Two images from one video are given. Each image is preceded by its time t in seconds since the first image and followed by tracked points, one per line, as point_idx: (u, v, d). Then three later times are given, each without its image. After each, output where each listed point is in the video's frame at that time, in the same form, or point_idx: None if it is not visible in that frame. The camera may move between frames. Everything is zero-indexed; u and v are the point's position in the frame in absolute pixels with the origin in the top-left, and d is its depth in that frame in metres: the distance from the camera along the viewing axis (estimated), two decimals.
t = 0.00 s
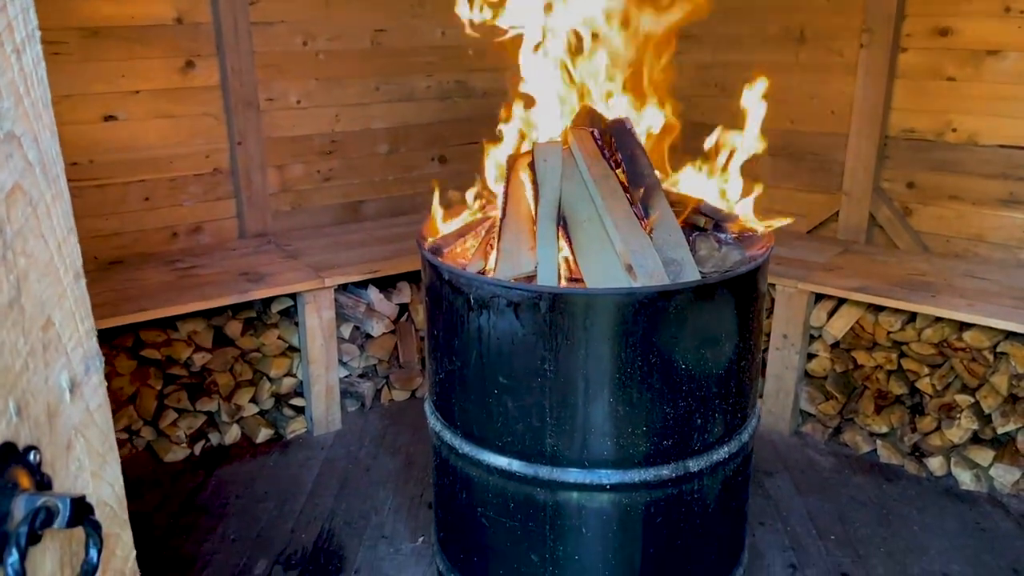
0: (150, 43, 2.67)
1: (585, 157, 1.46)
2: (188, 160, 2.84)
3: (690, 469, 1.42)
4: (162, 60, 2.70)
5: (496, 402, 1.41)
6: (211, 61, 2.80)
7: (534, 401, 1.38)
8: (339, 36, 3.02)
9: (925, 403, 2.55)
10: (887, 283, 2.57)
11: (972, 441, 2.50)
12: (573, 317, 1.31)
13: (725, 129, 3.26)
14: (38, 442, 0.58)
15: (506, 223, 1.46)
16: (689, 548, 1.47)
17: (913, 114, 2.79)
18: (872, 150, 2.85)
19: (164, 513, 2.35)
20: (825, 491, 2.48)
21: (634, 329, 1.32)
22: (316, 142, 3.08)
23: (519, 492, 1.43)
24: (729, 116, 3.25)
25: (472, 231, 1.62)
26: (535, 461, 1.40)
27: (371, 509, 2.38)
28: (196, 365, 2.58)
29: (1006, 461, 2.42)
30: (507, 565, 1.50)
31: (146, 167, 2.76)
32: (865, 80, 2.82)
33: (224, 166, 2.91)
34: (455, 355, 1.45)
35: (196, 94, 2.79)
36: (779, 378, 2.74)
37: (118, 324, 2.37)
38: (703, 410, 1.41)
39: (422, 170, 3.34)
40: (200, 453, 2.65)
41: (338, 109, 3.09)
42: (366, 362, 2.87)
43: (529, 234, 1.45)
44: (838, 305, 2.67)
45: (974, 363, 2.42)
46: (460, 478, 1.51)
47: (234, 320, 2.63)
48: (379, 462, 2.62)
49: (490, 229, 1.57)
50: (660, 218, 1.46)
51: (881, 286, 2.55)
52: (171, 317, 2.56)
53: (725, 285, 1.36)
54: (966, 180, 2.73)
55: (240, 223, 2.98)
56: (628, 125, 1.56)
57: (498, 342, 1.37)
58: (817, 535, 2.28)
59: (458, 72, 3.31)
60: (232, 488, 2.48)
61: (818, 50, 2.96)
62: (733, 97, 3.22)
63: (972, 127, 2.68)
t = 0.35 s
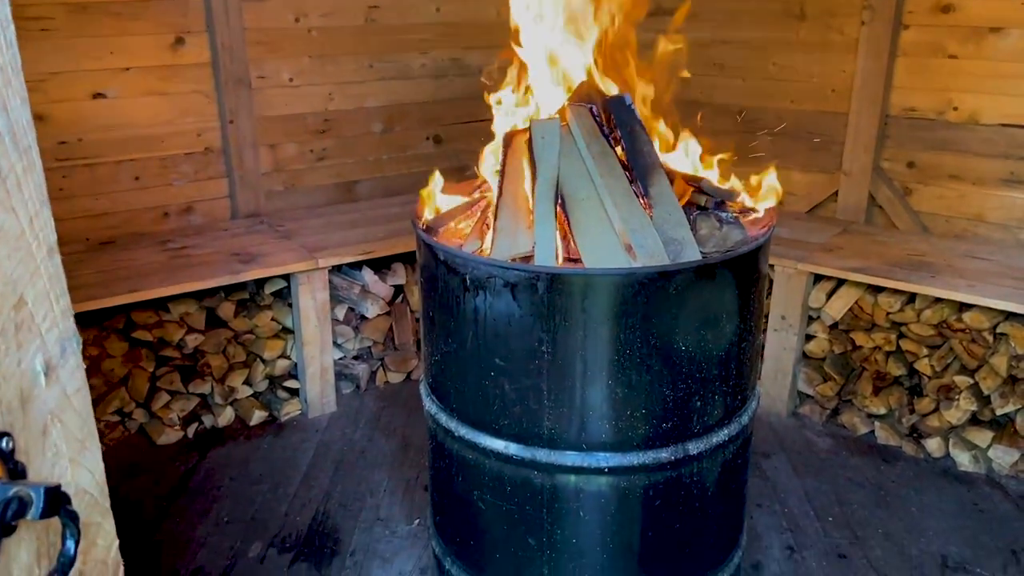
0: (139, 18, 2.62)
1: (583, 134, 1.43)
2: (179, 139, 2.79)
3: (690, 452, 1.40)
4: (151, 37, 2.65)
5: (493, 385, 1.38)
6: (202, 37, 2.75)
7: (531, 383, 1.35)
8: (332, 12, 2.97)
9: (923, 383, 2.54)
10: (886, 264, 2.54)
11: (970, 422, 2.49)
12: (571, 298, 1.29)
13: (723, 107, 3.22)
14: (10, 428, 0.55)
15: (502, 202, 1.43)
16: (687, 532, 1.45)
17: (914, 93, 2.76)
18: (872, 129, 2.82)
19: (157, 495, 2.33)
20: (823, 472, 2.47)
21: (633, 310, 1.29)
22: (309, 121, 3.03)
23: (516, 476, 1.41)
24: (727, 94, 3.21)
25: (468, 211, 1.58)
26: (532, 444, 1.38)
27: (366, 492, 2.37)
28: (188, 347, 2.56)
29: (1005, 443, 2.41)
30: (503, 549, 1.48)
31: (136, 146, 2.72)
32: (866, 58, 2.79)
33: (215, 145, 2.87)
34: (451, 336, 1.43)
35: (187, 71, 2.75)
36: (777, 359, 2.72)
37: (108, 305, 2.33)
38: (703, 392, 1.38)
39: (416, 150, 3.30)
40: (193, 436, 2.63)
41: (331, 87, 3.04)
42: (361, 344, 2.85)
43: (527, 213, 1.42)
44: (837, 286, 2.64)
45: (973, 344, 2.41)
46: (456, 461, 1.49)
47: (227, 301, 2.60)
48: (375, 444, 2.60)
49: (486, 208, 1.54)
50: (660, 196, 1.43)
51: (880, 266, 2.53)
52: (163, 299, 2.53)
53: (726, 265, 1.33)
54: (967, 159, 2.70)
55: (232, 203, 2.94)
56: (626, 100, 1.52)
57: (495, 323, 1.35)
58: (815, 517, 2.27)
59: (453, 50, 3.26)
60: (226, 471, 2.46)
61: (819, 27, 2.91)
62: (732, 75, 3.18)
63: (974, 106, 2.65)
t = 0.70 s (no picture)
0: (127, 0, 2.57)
1: (582, 119, 1.39)
2: (169, 123, 2.75)
3: (690, 445, 1.37)
4: (140, 18, 2.60)
5: (490, 376, 1.35)
6: (192, 20, 2.70)
7: (529, 375, 1.32)
8: None
9: (922, 371, 2.53)
10: (886, 250, 2.51)
11: (969, 410, 2.48)
12: (570, 288, 1.26)
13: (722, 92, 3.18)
14: None
15: (500, 189, 1.40)
16: (687, 525, 1.43)
17: (915, 77, 2.73)
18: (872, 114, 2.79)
19: (149, 485, 2.31)
20: (821, 461, 2.45)
21: (634, 301, 1.26)
22: (301, 105, 2.99)
23: (514, 469, 1.38)
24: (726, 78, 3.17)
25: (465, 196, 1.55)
26: (530, 437, 1.35)
27: (361, 481, 2.34)
28: (179, 335, 2.52)
29: (1004, 431, 2.39)
30: (500, 543, 1.45)
31: (125, 130, 2.67)
32: (866, 42, 2.76)
33: (206, 129, 2.82)
34: (447, 327, 1.40)
35: (176, 54, 2.70)
36: (775, 346, 2.70)
37: (98, 293, 2.30)
38: (705, 383, 1.36)
39: (411, 135, 3.25)
40: (185, 424, 2.60)
41: (323, 71, 2.99)
42: (355, 332, 2.82)
43: (525, 201, 1.39)
44: (836, 273, 2.62)
45: (973, 332, 2.39)
46: (452, 453, 1.47)
47: (219, 289, 2.56)
48: (369, 433, 2.57)
49: (483, 195, 1.51)
50: (660, 184, 1.40)
51: (879, 253, 2.50)
52: (153, 287, 2.49)
53: (729, 253, 1.30)
54: (968, 144, 2.67)
55: (224, 188, 2.90)
56: (626, 85, 1.48)
57: (492, 314, 1.32)
58: (813, 505, 2.25)
59: (448, 33, 3.21)
60: (218, 460, 2.43)
61: (819, 10, 2.87)
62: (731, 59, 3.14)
63: (975, 90, 2.62)
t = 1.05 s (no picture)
0: None
1: (582, 114, 1.36)
2: (160, 114, 2.71)
3: (692, 446, 1.35)
4: (129, 7, 2.56)
5: (489, 377, 1.33)
6: (182, 8, 2.65)
7: (528, 376, 1.30)
8: None
9: (921, 364, 2.51)
10: (885, 243, 2.49)
11: (968, 404, 2.46)
12: (570, 287, 1.23)
13: (720, 82, 3.15)
14: None
15: (498, 185, 1.37)
16: (688, 526, 1.41)
17: (915, 68, 2.70)
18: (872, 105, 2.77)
19: (142, 481, 2.28)
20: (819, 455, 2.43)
21: (635, 300, 1.24)
22: (294, 95, 2.95)
23: (512, 471, 1.36)
24: (724, 68, 3.13)
25: (463, 192, 1.52)
26: (530, 438, 1.33)
27: (356, 477, 2.32)
28: (171, 330, 2.49)
29: (1004, 425, 2.38)
30: (498, 544, 1.43)
31: (115, 121, 2.63)
32: (866, 32, 2.73)
33: (198, 120, 2.78)
34: (444, 326, 1.37)
35: (166, 43, 2.66)
36: (773, 340, 2.68)
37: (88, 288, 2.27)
38: (706, 383, 1.33)
39: (406, 125, 3.21)
40: (178, 419, 2.57)
41: (316, 61, 2.95)
42: (349, 326, 2.79)
43: (524, 197, 1.36)
44: (835, 266, 2.60)
45: (972, 325, 2.37)
46: (450, 454, 1.44)
47: (211, 283, 2.53)
48: (364, 428, 2.55)
49: (481, 190, 1.48)
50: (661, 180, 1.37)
51: (878, 246, 2.48)
52: (144, 281, 2.46)
53: (732, 251, 1.28)
54: (967, 136, 2.65)
55: (216, 180, 2.86)
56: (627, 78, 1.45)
57: (491, 313, 1.29)
58: (811, 500, 2.24)
59: (442, 22, 3.17)
60: (212, 456, 2.40)
61: None
62: (729, 49, 3.10)
63: (975, 82, 2.59)
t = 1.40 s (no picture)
0: None
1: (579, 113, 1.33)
2: (149, 108, 2.67)
3: (690, 450, 1.33)
4: None
5: (483, 381, 1.30)
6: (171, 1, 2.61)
7: (523, 380, 1.27)
8: None
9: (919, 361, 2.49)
10: (883, 240, 2.47)
11: (965, 402, 2.45)
12: (566, 291, 1.21)
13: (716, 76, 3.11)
14: None
15: (493, 185, 1.34)
16: (686, 531, 1.39)
17: (913, 62, 2.67)
18: (869, 99, 2.74)
19: (132, 481, 2.26)
20: (816, 453, 2.42)
21: (633, 304, 1.21)
22: (286, 89, 2.91)
23: (507, 476, 1.34)
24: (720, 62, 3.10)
25: (457, 191, 1.48)
26: (525, 443, 1.31)
27: (350, 477, 2.29)
28: (161, 327, 2.47)
29: (1001, 423, 2.36)
30: (493, 550, 1.41)
31: (103, 115, 2.59)
32: (864, 25, 2.70)
33: (187, 114, 2.74)
34: (438, 329, 1.34)
35: (155, 36, 2.61)
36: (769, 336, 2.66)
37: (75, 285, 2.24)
38: (705, 387, 1.31)
39: (400, 119, 3.17)
40: (169, 418, 2.54)
41: (308, 54, 2.91)
42: (343, 323, 2.76)
43: (520, 197, 1.33)
44: (832, 262, 2.58)
45: (971, 322, 2.35)
46: (444, 458, 1.42)
47: (202, 279, 2.50)
48: (358, 426, 2.52)
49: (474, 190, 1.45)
50: (660, 181, 1.34)
51: (876, 243, 2.46)
52: (133, 278, 2.42)
53: (731, 253, 1.26)
54: (966, 131, 2.63)
55: (206, 175, 2.82)
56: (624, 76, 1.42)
57: (486, 316, 1.26)
58: (809, 499, 2.22)
59: (436, 14, 3.13)
60: (203, 456, 2.38)
61: None
62: (725, 43, 3.06)
63: (974, 76, 2.57)
